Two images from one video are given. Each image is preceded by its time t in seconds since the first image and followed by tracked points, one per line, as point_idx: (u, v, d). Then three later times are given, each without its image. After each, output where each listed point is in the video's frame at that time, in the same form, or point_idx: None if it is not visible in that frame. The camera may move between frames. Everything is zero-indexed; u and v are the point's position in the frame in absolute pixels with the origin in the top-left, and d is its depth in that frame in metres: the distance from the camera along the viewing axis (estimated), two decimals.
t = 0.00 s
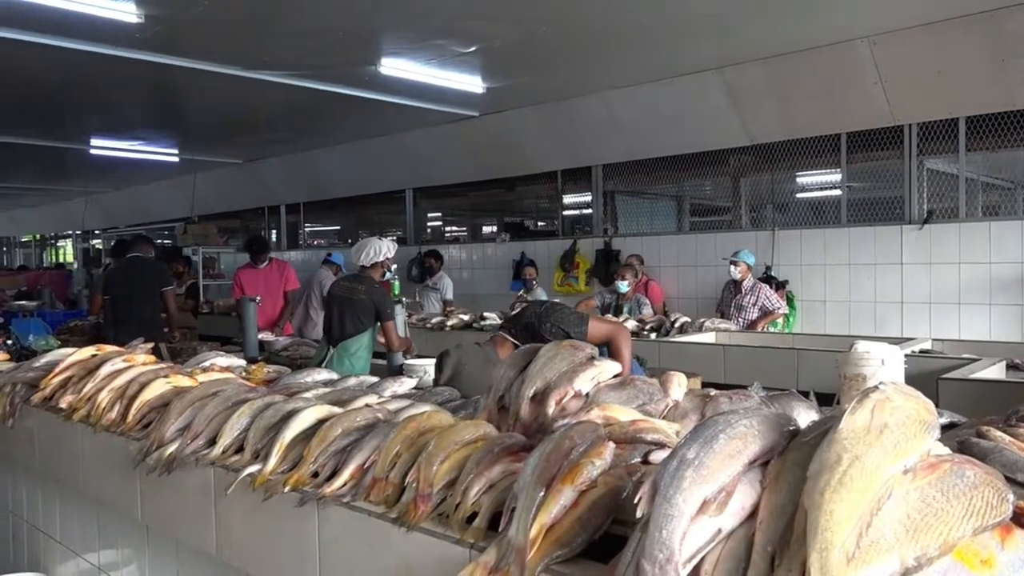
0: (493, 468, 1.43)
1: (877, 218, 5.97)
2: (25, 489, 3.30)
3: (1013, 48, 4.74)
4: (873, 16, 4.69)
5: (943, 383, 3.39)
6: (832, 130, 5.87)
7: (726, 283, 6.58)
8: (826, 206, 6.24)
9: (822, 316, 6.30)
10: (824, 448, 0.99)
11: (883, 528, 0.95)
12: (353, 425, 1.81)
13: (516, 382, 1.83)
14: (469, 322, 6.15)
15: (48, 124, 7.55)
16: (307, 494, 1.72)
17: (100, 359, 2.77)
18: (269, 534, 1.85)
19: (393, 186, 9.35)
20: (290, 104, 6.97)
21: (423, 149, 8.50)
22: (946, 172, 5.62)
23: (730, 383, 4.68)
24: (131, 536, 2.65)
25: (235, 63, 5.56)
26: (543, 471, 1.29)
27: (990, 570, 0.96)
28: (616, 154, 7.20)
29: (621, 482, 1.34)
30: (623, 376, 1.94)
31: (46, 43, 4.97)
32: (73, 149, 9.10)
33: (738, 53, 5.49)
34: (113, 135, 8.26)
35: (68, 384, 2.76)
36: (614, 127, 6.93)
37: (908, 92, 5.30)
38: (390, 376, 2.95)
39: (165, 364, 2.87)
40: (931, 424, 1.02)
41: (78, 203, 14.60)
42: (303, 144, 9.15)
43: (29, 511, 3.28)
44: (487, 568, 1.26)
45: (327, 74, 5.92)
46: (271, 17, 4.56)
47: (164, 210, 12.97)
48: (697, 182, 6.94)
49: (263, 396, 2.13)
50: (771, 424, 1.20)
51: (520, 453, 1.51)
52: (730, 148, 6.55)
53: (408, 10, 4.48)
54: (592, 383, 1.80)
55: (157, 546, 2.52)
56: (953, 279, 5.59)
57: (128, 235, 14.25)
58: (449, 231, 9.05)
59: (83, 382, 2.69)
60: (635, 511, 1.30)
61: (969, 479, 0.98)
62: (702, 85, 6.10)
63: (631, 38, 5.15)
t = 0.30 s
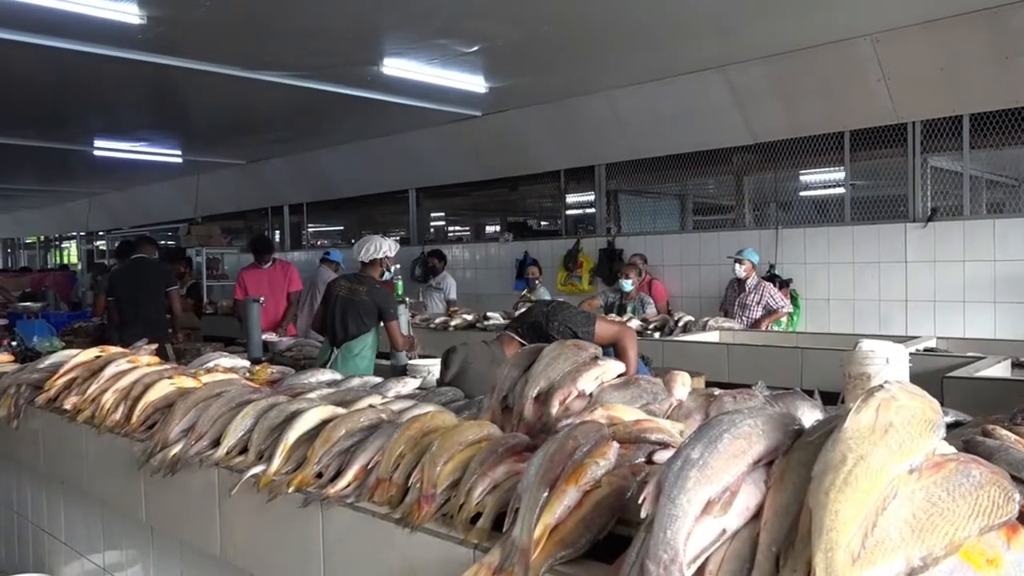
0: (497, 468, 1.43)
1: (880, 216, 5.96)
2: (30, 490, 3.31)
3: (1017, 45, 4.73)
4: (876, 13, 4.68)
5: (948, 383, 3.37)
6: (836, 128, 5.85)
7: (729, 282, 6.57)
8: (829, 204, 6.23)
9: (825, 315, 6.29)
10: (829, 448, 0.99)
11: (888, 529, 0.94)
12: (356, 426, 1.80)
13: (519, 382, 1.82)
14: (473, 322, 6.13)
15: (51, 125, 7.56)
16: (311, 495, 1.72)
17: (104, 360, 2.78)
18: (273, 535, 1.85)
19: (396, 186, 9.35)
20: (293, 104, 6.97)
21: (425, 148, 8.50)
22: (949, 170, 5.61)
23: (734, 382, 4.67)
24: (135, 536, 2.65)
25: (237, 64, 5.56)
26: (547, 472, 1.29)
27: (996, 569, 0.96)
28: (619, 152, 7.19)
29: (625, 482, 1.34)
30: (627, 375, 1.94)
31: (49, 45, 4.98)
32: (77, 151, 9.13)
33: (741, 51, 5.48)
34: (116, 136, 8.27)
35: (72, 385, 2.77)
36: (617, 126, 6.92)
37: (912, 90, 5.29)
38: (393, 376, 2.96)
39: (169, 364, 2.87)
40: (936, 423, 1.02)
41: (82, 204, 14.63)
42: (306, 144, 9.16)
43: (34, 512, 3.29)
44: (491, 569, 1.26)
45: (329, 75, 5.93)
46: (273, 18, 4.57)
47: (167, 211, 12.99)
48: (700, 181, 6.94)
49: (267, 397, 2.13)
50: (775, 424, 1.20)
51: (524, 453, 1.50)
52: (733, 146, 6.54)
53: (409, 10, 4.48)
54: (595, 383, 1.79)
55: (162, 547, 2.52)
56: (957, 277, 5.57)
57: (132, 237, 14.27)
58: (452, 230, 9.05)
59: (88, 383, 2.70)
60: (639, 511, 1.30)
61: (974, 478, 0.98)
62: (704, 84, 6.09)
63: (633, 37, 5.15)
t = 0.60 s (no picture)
0: (510, 473, 1.42)
1: (897, 220, 5.91)
2: (46, 489, 3.34)
3: None
4: (893, 16, 4.64)
5: (967, 389, 3.33)
6: (853, 131, 5.81)
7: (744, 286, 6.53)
8: (846, 207, 6.17)
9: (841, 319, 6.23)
10: (846, 455, 0.98)
11: (907, 537, 0.93)
12: (369, 429, 1.81)
13: (532, 386, 1.82)
14: (487, 325, 6.12)
15: (70, 128, 7.64)
16: (324, 498, 1.72)
17: (120, 361, 2.80)
18: (286, 537, 1.86)
19: (411, 188, 9.37)
20: (308, 107, 7.00)
21: (440, 151, 8.51)
22: (968, 173, 5.55)
23: (748, 387, 4.64)
24: (149, 537, 2.66)
25: (253, 67, 5.60)
26: (560, 477, 1.28)
27: None
28: (633, 155, 7.17)
29: (640, 487, 1.33)
30: (640, 380, 1.94)
31: (68, 49, 5.04)
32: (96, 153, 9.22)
33: (757, 54, 5.45)
34: (133, 138, 8.35)
35: (89, 386, 2.79)
36: (631, 129, 6.90)
37: (931, 93, 5.24)
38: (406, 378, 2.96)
39: (184, 366, 2.89)
40: (956, 431, 1.00)
41: (99, 205, 14.76)
42: (321, 147, 9.20)
43: (51, 511, 3.32)
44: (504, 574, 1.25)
45: (344, 77, 5.95)
46: (289, 21, 4.59)
47: (184, 213, 13.09)
48: (715, 184, 6.91)
49: (281, 399, 2.14)
50: (791, 431, 1.18)
51: (538, 457, 1.50)
52: (748, 150, 6.51)
53: (424, 13, 4.49)
54: (609, 388, 1.79)
55: (176, 547, 2.53)
56: (976, 282, 5.51)
57: (149, 238, 14.39)
58: (467, 233, 9.05)
59: (104, 384, 2.72)
60: (654, 517, 1.29)
61: (994, 488, 0.97)
62: (720, 86, 6.06)
63: (648, 40, 5.13)
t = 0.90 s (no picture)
0: (528, 477, 1.42)
1: (919, 221, 5.84)
2: (68, 490, 3.38)
3: None
4: (915, 16, 4.58)
5: (992, 393, 3.28)
6: (874, 132, 5.75)
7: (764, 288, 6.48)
8: (867, 209, 6.11)
9: (863, 322, 6.16)
10: (869, 462, 0.96)
11: (931, 547, 0.91)
12: (387, 432, 1.81)
13: (550, 391, 1.81)
14: (504, 327, 6.10)
15: (93, 131, 7.73)
16: (341, 501, 1.72)
17: (140, 363, 2.82)
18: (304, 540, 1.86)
19: (429, 191, 9.40)
20: (326, 110, 7.04)
21: (457, 153, 8.52)
22: (991, 174, 5.47)
23: (768, 390, 4.60)
24: (169, 537, 2.68)
25: (272, 71, 5.64)
26: (578, 481, 1.28)
27: None
28: (651, 157, 7.14)
29: (658, 493, 1.33)
30: (659, 384, 1.92)
31: (91, 53, 5.10)
32: (118, 157, 9.33)
33: (777, 54, 5.41)
34: (154, 142, 8.43)
35: (111, 388, 2.82)
36: (649, 131, 6.87)
37: (953, 94, 5.18)
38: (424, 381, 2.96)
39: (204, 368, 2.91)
40: (981, 438, 0.99)
41: (121, 208, 14.93)
42: (339, 150, 9.25)
43: (73, 511, 3.36)
44: None
45: (363, 80, 5.97)
46: (308, 24, 4.62)
47: (204, 215, 13.21)
48: (734, 186, 6.86)
49: (299, 401, 2.14)
50: (812, 437, 1.17)
51: (556, 462, 1.49)
52: (768, 151, 6.46)
53: (442, 16, 4.49)
54: (627, 392, 1.77)
55: (195, 549, 2.55)
56: (1000, 284, 5.43)
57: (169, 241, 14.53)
58: (484, 235, 9.06)
59: (125, 386, 2.75)
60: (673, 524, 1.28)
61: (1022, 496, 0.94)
62: (739, 88, 6.02)
63: (667, 41, 5.11)
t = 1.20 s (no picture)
0: (549, 476, 1.41)
1: (945, 217, 5.75)
2: (94, 486, 3.42)
3: None
4: (941, 8, 4.51)
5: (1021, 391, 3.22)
6: (898, 127, 5.68)
7: (787, 285, 6.42)
8: (891, 205, 6.02)
9: (887, 320, 6.08)
10: (896, 462, 0.95)
11: (960, 548, 0.89)
12: (408, 430, 1.81)
13: (571, 388, 1.80)
14: (525, 325, 6.08)
15: (117, 133, 7.83)
16: (363, 499, 1.73)
17: (164, 362, 2.85)
18: (325, 538, 1.87)
19: (449, 189, 9.41)
20: (347, 110, 7.08)
21: (477, 151, 8.53)
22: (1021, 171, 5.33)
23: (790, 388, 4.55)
24: (193, 534, 2.71)
25: (294, 71, 5.67)
26: (600, 480, 1.27)
27: None
28: (671, 154, 7.10)
29: (680, 493, 1.32)
30: (681, 382, 1.91)
31: (115, 55, 5.16)
32: (142, 157, 9.45)
33: (799, 49, 5.35)
34: (178, 142, 8.53)
35: (135, 386, 2.85)
36: (669, 128, 6.83)
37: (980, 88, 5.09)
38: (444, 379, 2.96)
39: (226, 366, 2.94)
40: (1012, 438, 0.97)
41: (145, 209, 15.13)
42: (359, 149, 9.29)
43: (99, 508, 3.40)
44: None
45: (383, 80, 6.00)
46: (327, 24, 4.64)
47: (227, 215, 13.34)
48: (756, 182, 6.80)
49: (321, 399, 2.15)
50: (837, 436, 1.15)
51: (576, 460, 1.49)
52: (790, 147, 6.39)
53: (461, 14, 4.50)
54: (649, 390, 1.76)
55: (219, 546, 2.57)
56: None
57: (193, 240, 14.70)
58: (504, 233, 9.05)
59: (149, 384, 2.78)
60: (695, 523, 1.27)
61: None
62: (760, 83, 5.97)
63: (688, 37, 5.07)
